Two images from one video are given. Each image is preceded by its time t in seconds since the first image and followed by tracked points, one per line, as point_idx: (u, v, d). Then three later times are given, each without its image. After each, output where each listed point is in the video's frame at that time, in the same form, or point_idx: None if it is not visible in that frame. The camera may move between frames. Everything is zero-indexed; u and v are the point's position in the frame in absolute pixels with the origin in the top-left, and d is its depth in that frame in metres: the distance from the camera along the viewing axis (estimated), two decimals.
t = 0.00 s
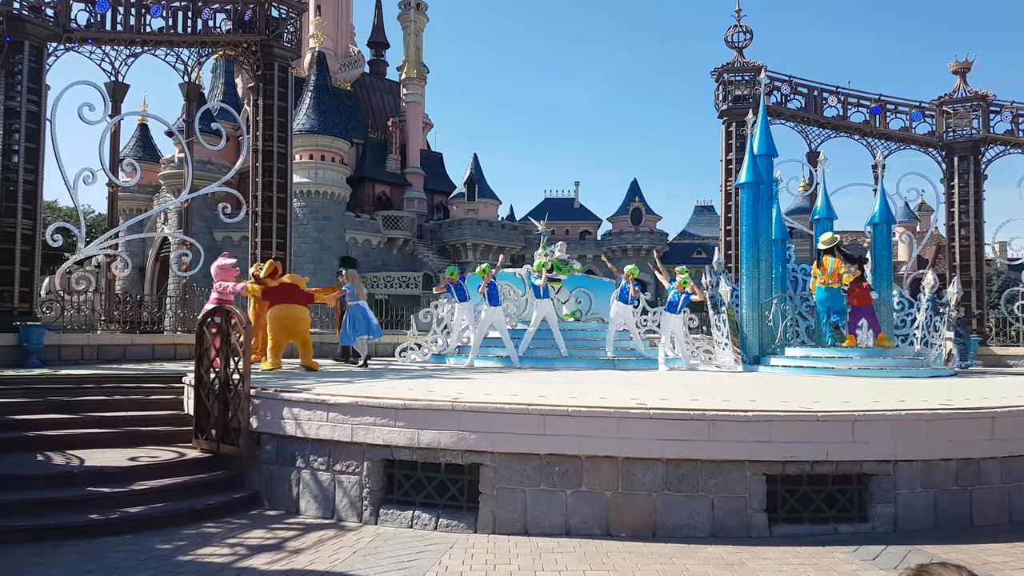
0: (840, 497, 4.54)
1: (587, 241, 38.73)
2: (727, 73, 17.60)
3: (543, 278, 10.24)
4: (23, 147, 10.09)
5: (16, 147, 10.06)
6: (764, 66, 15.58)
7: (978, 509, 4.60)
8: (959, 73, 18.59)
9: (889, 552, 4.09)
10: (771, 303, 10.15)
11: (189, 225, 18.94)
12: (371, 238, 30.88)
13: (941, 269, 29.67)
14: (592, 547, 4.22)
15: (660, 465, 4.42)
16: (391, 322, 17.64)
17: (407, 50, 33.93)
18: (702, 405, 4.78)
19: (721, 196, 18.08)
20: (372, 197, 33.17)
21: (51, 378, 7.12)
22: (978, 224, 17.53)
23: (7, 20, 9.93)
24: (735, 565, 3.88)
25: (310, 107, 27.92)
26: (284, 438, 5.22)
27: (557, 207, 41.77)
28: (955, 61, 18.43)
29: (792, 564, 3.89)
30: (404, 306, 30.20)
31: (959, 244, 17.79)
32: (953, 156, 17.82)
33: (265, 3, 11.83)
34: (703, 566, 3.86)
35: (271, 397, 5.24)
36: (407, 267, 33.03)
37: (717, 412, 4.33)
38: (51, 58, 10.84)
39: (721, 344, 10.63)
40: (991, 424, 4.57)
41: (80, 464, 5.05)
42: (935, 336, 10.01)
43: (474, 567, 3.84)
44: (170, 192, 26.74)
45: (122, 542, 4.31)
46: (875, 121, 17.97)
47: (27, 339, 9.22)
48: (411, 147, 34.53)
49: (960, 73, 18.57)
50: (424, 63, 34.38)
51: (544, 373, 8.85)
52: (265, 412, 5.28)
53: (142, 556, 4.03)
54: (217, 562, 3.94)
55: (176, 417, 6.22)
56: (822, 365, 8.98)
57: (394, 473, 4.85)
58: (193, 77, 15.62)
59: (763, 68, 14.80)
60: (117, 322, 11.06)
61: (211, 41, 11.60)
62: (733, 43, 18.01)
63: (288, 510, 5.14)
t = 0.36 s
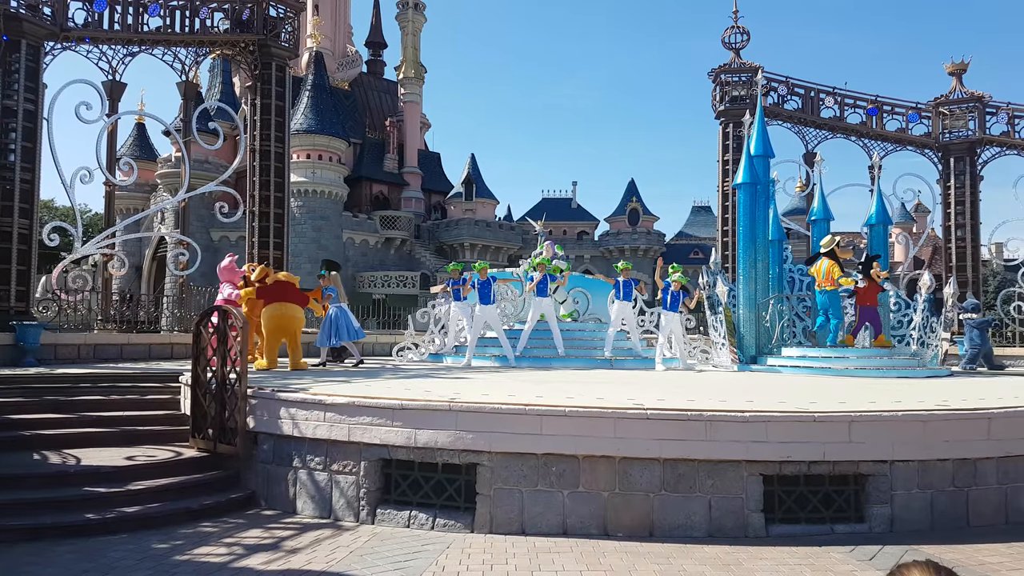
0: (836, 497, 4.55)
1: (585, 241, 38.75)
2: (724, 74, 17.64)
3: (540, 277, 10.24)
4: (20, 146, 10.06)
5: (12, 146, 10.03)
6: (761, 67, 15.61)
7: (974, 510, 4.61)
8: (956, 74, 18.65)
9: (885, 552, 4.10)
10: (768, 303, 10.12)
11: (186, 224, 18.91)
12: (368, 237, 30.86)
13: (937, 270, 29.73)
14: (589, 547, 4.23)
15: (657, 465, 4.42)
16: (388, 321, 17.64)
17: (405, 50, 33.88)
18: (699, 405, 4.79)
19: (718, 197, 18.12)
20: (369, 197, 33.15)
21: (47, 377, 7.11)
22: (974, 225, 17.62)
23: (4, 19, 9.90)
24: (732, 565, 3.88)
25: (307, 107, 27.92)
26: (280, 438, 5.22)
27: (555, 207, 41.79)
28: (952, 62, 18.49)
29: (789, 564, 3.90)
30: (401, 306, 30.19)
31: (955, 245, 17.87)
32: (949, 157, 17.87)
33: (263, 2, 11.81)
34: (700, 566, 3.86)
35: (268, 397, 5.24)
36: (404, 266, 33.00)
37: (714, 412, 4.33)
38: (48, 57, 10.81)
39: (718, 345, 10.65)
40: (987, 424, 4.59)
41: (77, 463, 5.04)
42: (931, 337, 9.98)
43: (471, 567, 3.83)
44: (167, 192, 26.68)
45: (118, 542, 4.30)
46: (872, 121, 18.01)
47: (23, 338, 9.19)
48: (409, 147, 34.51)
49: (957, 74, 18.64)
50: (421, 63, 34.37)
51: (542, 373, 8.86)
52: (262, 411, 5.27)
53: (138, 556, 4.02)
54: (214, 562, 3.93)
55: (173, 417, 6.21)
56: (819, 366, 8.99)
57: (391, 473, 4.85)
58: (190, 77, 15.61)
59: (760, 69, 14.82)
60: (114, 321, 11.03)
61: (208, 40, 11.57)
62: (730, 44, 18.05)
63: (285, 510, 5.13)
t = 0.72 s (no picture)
0: (835, 494, 4.56)
1: (583, 238, 38.75)
2: (722, 71, 17.63)
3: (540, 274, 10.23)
4: (17, 145, 10.05)
5: (10, 145, 10.02)
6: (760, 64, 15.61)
7: (972, 506, 4.63)
8: (954, 71, 18.66)
9: (883, 549, 4.12)
10: (767, 300, 10.14)
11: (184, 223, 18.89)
12: (367, 236, 30.85)
13: (936, 267, 29.77)
14: (588, 544, 4.24)
15: (656, 462, 4.44)
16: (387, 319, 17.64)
17: (403, 47, 33.80)
18: (697, 403, 4.80)
19: (716, 194, 18.15)
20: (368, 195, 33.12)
21: (46, 376, 7.12)
22: (973, 222, 17.65)
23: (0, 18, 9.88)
24: (730, 562, 3.90)
25: (305, 105, 27.97)
26: (280, 435, 5.23)
27: (553, 205, 41.78)
28: (951, 59, 18.50)
29: (787, 560, 3.91)
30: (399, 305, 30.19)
31: (954, 242, 17.89)
32: (948, 154, 17.90)
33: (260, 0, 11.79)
34: (698, 562, 3.88)
35: (267, 395, 5.24)
36: (403, 265, 32.96)
37: (712, 409, 4.34)
38: (45, 55, 10.79)
39: (717, 342, 10.67)
40: (985, 421, 4.60)
41: (76, 461, 5.05)
42: (930, 334, 10.02)
43: (470, 564, 3.85)
44: (165, 190, 26.64)
45: (118, 540, 4.30)
46: (870, 119, 18.03)
47: (22, 337, 9.18)
48: (407, 145, 34.46)
49: (955, 71, 18.64)
50: (419, 60, 34.29)
51: (540, 370, 8.86)
52: (261, 409, 5.28)
53: (138, 554, 4.03)
54: (214, 560, 3.94)
55: (172, 414, 6.22)
56: (817, 364, 9.01)
57: (390, 471, 4.86)
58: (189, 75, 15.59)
59: (759, 66, 14.81)
60: (112, 320, 11.13)
61: (205, 38, 11.56)
62: (728, 42, 18.06)
63: (285, 508, 5.14)
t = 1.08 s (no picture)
0: (833, 492, 4.56)
1: (582, 237, 38.75)
2: (721, 69, 17.63)
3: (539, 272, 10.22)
4: (16, 143, 10.03)
5: (8, 143, 10.00)
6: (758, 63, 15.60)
7: (970, 505, 4.63)
8: (952, 69, 18.66)
9: (881, 548, 4.11)
10: (765, 299, 10.14)
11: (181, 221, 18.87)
12: (365, 234, 30.80)
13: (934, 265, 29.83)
14: (586, 543, 4.23)
15: (654, 461, 4.43)
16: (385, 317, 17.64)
17: (402, 46, 33.75)
18: (696, 401, 4.80)
19: (715, 192, 18.16)
20: (366, 193, 33.08)
21: (44, 374, 7.10)
22: (970, 221, 17.67)
23: None
24: (728, 560, 3.90)
25: (303, 103, 27.96)
26: (278, 434, 5.22)
27: (552, 203, 41.78)
28: (949, 58, 18.50)
29: (786, 559, 3.91)
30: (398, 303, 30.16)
31: (951, 241, 17.91)
32: (946, 153, 17.91)
33: None
34: (696, 561, 3.87)
35: (265, 393, 5.23)
36: (401, 263, 32.90)
37: (711, 408, 4.34)
38: (43, 53, 10.76)
39: (715, 341, 10.68)
40: (983, 420, 4.60)
41: (73, 460, 5.04)
42: (928, 333, 10.03)
43: (468, 563, 3.84)
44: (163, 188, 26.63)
45: (115, 539, 4.29)
46: (868, 117, 18.04)
47: (19, 335, 9.18)
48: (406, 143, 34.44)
49: (953, 70, 18.65)
50: (418, 59, 34.25)
51: (538, 369, 8.85)
52: (259, 408, 5.27)
53: (135, 553, 4.02)
54: (211, 559, 3.93)
55: (170, 413, 6.20)
56: (815, 362, 9.01)
57: (389, 469, 4.85)
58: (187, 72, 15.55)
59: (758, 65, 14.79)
60: (110, 318, 11.10)
61: (204, 36, 11.54)
62: (727, 40, 18.05)
63: (282, 506, 5.13)
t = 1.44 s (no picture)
0: (830, 492, 4.57)
1: (582, 236, 38.75)
2: (721, 69, 17.63)
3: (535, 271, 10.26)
4: (15, 138, 10.02)
5: (8, 138, 10.00)
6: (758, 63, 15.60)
7: (966, 505, 4.64)
8: (953, 71, 18.67)
9: (878, 548, 4.13)
10: (764, 299, 10.15)
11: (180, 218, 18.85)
12: (365, 232, 30.75)
13: (933, 267, 29.86)
14: (584, 541, 4.24)
15: (652, 460, 4.44)
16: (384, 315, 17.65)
17: (402, 43, 33.72)
18: (695, 401, 4.81)
19: (714, 192, 18.17)
20: (365, 191, 33.05)
21: (43, 369, 7.10)
22: (970, 222, 17.68)
23: None
24: (725, 559, 3.91)
25: (303, 100, 27.93)
26: (276, 431, 5.22)
27: (551, 202, 41.78)
28: (949, 59, 18.51)
29: (782, 559, 3.92)
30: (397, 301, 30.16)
31: (951, 242, 17.92)
32: (946, 154, 17.92)
33: None
34: (693, 560, 3.89)
35: (264, 390, 5.24)
36: (401, 261, 32.83)
37: (709, 408, 4.35)
38: (43, 49, 10.75)
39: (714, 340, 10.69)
40: (981, 421, 4.61)
41: (72, 456, 5.04)
42: (927, 334, 10.05)
43: (466, 561, 3.85)
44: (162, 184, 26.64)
45: (113, 535, 4.29)
46: (869, 118, 18.04)
47: (18, 331, 9.21)
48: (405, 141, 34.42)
49: (955, 71, 18.65)
50: (418, 56, 34.22)
51: (537, 368, 8.86)
52: (258, 405, 5.27)
53: (133, 549, 4.02)
54: (209, 555, 3.94)
55: (168, 409, 6.21)
56: (813, 363, 9.03)
57: (387, 467, 4.86)
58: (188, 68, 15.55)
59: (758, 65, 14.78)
60: (109, 314, 11.11)
61: (205, 33, 11.54)
62: (727, 40, 18.05)
63: (280, 503, 5.14)
